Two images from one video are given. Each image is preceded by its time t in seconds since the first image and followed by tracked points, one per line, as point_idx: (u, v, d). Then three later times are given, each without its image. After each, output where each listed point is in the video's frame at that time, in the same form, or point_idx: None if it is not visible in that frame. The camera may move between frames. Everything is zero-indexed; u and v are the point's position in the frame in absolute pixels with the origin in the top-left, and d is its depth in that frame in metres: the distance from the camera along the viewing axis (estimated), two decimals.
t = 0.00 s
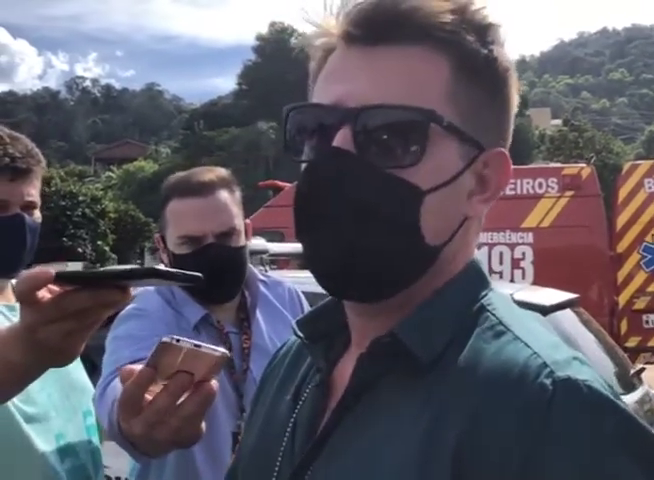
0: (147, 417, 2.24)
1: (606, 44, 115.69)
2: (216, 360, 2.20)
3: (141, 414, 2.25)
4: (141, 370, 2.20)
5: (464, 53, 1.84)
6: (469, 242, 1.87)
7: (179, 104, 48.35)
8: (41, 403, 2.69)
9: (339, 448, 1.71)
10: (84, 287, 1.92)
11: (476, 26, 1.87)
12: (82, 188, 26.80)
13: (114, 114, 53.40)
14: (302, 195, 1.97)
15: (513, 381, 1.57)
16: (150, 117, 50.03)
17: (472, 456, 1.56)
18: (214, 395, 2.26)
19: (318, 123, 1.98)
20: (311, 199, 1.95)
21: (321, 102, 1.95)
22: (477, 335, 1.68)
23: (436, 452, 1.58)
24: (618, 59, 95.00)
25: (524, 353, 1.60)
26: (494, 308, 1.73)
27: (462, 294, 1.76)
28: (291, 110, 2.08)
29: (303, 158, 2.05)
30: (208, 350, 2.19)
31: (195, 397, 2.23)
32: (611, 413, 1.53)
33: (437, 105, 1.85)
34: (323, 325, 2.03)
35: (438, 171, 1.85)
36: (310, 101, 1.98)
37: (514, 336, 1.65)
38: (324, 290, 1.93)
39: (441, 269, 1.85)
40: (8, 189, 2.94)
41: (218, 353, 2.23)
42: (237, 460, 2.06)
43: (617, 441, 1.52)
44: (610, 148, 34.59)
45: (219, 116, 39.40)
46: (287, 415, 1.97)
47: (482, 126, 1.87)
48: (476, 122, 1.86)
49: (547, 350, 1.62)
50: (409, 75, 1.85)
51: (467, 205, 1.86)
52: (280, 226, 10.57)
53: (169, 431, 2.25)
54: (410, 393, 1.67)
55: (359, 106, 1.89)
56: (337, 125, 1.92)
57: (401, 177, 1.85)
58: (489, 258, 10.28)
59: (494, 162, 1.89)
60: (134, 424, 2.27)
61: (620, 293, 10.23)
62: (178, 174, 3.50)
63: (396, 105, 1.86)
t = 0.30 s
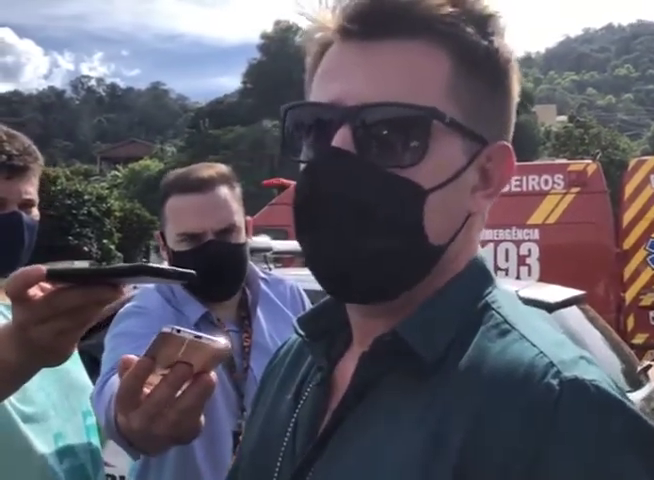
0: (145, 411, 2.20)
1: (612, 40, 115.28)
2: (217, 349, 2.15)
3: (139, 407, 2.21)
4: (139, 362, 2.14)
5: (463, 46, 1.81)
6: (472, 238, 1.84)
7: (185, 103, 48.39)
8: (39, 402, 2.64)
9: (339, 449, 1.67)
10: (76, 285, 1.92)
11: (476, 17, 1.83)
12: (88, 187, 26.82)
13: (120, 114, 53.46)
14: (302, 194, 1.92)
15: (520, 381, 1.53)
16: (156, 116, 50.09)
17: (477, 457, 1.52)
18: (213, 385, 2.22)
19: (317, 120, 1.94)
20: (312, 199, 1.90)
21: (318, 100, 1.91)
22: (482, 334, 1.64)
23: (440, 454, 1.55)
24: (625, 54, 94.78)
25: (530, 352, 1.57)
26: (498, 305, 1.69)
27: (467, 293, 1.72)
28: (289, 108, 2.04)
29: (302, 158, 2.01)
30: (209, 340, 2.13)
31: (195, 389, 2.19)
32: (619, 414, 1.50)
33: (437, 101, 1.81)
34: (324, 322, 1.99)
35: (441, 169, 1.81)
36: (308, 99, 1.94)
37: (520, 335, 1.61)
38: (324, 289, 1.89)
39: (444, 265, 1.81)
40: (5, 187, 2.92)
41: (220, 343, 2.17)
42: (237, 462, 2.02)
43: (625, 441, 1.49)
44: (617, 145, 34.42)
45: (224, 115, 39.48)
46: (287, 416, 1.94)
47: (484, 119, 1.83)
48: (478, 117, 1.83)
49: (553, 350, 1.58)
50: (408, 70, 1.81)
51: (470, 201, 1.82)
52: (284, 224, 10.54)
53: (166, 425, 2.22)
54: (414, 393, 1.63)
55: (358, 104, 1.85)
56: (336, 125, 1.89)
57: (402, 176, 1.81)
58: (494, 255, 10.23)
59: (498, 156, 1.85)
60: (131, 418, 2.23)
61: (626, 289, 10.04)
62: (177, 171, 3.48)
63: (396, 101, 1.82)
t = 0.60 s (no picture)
0: (146, 407, 2.14)
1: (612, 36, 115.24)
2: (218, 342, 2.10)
3: (139, 404, 2.14)
4: (138, 357, 2.07)
5: (462, 38, 1.78)
6: (475, 236, 1.80)
7: (185, 101, 48.39)
8: (37, 401, 2.59)
9: (341, 451, 1.64)
10: (72, 281, 1.89)
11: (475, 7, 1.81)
12: (89, 186, 26.83)
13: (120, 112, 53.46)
14: (302, 193, 1.87)
15: (527, 382, 1.50)
16: (156, 114, 50.10)
17: (485, 460, 1.48)
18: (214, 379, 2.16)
19: (315, 117, 1.90)
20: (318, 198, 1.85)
21: (316, 97, 1.88)
22: (487, 333, 1.61)
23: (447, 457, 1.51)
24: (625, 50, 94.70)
25: (537, 352, 1.53)
26: (504, 303, 1.66)
27: (472, 291, 1.69)
28: (286, 106, 2.01)
29: (300, 156, 1.97)
30: (210, 333, 2.10)
31: (196, 383, 2.13)
32: (629, 414, 1.46)
33: (438, 96, 1.78)
34: (326, 322, 1.96)
35: (443, 166, 1.77)
36: (306, 97, 1.91)
37: (526, 334, 1.58)
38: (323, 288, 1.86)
39: (447, 261, 1.77)
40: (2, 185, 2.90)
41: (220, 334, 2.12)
42: (239, 463, 1.99)
43: (637, 442, 1.45)
44: (617, 141, 34.39)
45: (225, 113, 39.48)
46: (290, 418, 1.90)
47: (486, 112, 1.80)
48: (479, 110, 1.79)
49: (561, 349, 1.55)
50: (406, 64, 1.77)
51: (473, 196, 1.78)
52: (284, 222, 10.52)
53: (166, 423, 2.17)
54: (419, 394, 1.59)
55: (356, 100, 1.82)
56: (335, 122, 1.85)
57: (402, 173, 1.78)
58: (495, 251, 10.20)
59: (500, 149, 1.81)
60: (131, 415, 2.16)
61: (628, 285, 10.01)
62: (174, 169, 3.44)
63: (395, 96, 1.79)
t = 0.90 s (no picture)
0: (151, 405, 2.12)
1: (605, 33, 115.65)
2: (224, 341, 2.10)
3: (142, 402, 2.13)
4: (143, 354, 2.07)
5: (457, 33, 1.78)
6: (474, 231, 1.79)
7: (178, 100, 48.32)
8: (31, 402, 2.58)
9: (342, 452, 1.64)
10: (68, 281, 1.88)
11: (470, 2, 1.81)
12: (82, 185, 26.77)
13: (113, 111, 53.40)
14: (298, 191, 1.86)
15: (528, 379, 1.50)
16: (149, 113, 50.02)
17: (487, 459, 1.48)
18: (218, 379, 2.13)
19: (312, 114, 1.89)
20: (315, 198, 1.83)
21: (313, 95, 1.87)
22: (488, 331, 1.60)
23: (449, 456, 1.51)
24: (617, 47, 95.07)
25: (538, 349, 1.53)
26: (504, 301, 1.66)
27: (471, 287, 1.69)
28: (281, 106, 2.00)
29: (297, 153, 1.97)
30: (215, 332, 2.10)
31: (201, 381, 2.11)
32: (631, 411, 1.47)
33: (433, 91, 1.77)
34: (325, 321, 1.96)
35: (439, 163, 1.77)
36: (302, 95, 1.90)
37: (527, 331, 1.58)
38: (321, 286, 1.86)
39: (444, 257, 1.77)
40: None
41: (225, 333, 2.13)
42: (240, 461, 1.98)
43: (639, 438, 1.46)
44: (610, 138, 34.52)
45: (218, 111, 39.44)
46: (291, 417, 1.90)
47: (483, 107, 1.80)
48: (475, 105, 1.79)
49: (562, 346, 1.55)
50: (402, 60, 1.77)
51: (471, 191, 1.78)
52: (278, 220, 10.52)
53: (171, 421, 2.14)
54: (420, 393, 1.59)
55: (350, 97, 1.82)
56: (330, 119, 1.85)
57: (398, 168, 1.77)
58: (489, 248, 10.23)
59: (498, 144, 1.81)
60: (135, 413, 2.15)
61: (622, 281, 10.21)
62: (169, 167, 3.43)
63: (392, 92, 1.78)
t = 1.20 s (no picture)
0: (146, 402, 2.11)
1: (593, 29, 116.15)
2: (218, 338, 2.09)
3: (138, 399, 2.12)
4: (138, 351, 2.07)
5: (435, 28, 1.78)
6: (459, 229, 1.78)
7: (166, 98, 48.19)
8: (20, 401, 2.57)
9: (334, 449, 1.63)
10: (58, 279, 1.87)
11: None
12: (70, 183, 26.72)
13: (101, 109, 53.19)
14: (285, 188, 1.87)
15: (516, 374, 1.50)
16: (137, 111, 49.85)
17: (478, 453, 1.48)
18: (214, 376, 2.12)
19: (296, 112, 1.88)
20: (296, 192, 1.85)
21: (295, 92, 1.87)
22: (476, 326, 1.61)
23: (439, 450, 1.51)
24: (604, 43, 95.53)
25: (526, 343, 1.54)
26: (492, 295, 1.67)
27: (459, 283, 1.68)
28: (264, 104, 1.99)
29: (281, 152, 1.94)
30: (211, 329, 2.10)
31: (197, 378, 2.09)
32: (620, 404, 1.47)
33: (410, 86, 1.77)
34: (315, 317, 1.95)
35: (419, 157, 1.76)
36: (285, 92, 1.90)
37: (515, 325, 1.58)
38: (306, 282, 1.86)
39: (428, 253, 1.76)
40: None
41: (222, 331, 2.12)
42: (231, 458, 1.98)
43: (628, 431, 1.46)
44: (598, 134, 34.79)
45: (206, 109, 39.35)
46: (282, 413, 1.90)
47: (465, 102, 1.79)
48: (456, 99, 1.79)
49: (550, 340, 1.55)
50: (381, 56, 1.77)
51: (454, 187, 1.77)
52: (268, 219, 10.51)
53: (167, 418, 2.12)
54: (410, 389, 1.59)
55: (329, 94, 1.82)
56: (309, 115, 1.85)
57: (376, 164, 1.78)
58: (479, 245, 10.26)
59: (481, 138, 1.80)
60: (131, 410, 2.14)
61: (613, 277, 10.51)
62: (159, 165, 3.42)
63: (372, 89, 1.78)
